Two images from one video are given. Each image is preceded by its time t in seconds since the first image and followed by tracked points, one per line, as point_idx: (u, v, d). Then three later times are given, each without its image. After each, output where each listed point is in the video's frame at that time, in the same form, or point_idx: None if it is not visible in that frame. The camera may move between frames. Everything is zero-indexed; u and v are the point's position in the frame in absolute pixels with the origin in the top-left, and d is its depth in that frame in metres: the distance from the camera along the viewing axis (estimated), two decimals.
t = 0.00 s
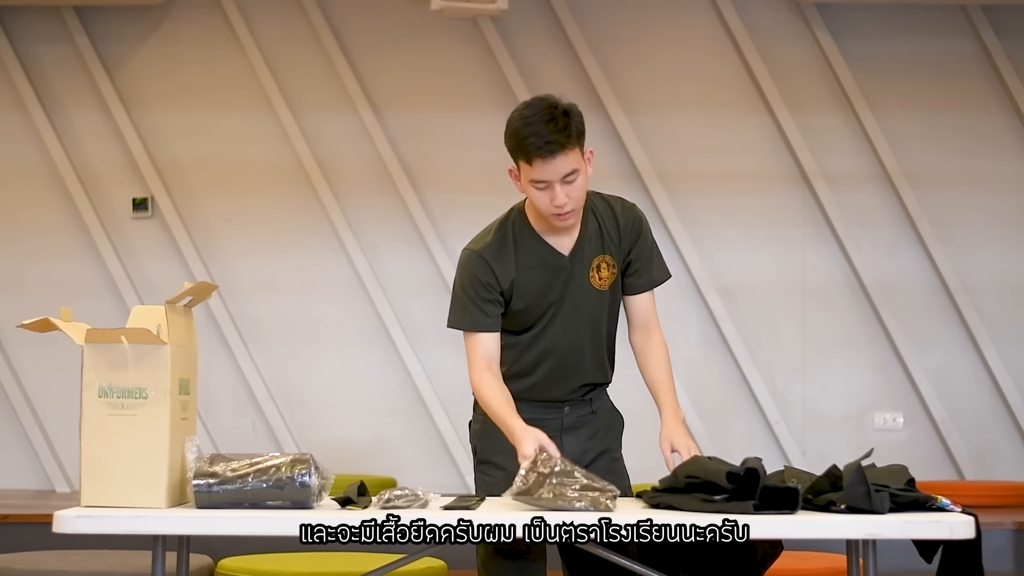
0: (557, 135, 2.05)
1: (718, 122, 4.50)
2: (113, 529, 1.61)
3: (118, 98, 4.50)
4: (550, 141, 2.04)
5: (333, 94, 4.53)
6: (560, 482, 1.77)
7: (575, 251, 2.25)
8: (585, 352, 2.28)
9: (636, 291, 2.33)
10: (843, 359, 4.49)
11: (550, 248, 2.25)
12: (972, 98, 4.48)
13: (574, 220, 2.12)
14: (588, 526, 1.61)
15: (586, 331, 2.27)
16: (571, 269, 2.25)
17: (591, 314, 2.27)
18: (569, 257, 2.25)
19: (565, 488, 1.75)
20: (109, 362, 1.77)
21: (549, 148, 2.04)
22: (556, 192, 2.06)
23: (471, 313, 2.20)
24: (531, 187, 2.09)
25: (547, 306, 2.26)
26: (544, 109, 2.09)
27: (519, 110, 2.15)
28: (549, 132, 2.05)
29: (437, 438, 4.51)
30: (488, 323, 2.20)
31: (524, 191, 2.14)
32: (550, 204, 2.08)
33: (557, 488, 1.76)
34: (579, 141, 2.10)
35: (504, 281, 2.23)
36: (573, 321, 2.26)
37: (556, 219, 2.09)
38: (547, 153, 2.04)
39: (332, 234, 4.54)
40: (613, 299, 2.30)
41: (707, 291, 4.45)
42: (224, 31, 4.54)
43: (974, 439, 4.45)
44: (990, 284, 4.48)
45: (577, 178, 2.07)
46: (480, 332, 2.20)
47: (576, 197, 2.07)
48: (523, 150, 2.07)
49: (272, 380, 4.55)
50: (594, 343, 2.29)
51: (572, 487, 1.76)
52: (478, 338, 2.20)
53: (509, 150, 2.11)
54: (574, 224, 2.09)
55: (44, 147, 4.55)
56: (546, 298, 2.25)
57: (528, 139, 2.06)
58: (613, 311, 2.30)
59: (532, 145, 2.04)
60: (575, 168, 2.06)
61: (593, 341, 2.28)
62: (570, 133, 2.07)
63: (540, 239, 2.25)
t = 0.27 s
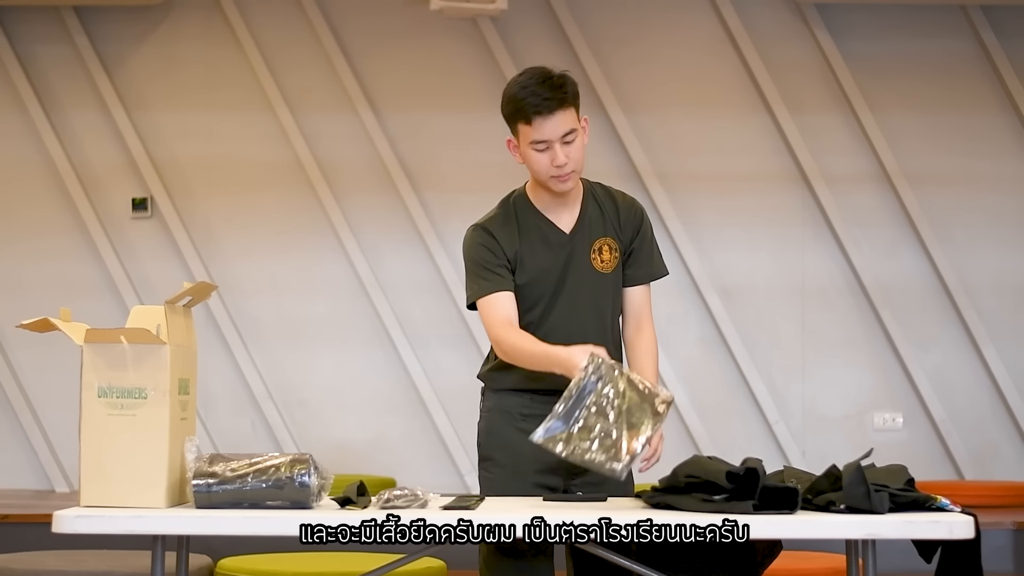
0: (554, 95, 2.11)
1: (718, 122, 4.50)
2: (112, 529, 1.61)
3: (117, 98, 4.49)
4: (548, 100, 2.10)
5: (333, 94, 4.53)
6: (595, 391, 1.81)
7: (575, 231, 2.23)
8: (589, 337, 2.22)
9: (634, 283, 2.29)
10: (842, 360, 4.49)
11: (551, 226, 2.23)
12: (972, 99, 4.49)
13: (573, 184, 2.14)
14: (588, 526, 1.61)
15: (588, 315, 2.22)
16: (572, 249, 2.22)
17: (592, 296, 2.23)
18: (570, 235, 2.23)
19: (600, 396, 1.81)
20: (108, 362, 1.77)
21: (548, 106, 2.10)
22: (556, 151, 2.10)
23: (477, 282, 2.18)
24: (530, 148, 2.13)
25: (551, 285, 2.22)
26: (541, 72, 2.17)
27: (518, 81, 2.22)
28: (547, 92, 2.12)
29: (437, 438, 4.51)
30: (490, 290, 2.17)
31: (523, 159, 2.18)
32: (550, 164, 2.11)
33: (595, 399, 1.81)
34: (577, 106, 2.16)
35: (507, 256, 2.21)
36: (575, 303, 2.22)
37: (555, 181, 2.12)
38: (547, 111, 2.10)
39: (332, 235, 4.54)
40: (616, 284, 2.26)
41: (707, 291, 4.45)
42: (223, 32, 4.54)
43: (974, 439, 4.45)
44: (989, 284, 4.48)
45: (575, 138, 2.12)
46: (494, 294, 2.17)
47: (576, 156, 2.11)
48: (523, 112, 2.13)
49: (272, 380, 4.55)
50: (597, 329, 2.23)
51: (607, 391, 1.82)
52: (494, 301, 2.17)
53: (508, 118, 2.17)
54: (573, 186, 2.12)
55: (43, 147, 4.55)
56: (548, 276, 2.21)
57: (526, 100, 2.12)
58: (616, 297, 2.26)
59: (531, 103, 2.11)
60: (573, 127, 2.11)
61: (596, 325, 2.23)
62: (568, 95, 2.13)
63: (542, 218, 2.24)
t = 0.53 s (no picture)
0: (600, 85, 2.15)
1: (718, 122, 4.50)
2: (112, 529, 1.61)
3: (117, 98, 4.49)
4: (594, 88, 2.14)
5: (333, 94, 4.53)
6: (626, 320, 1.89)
7: (588, 223, 2.24)
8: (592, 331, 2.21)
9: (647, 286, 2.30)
10: (842, 360, 4.49)
11: (565, 216, 2.25)
12: (971, 99, 4.49)
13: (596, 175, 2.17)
14: (588, 526, 1.61)
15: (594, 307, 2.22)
16: (583, 239, 2.24)
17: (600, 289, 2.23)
18: (582, 225, 2.25)
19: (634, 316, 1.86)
20: (108, 362, 1.77)
21: (594, 93, 2.14)
22: (589, 138, 2.13)
23: (476, 260, 2.20)
24: (564, 129, 2.14)
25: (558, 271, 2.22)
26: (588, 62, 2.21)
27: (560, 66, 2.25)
28: (593, 81, 2.15)
29: (437, 438, 4.51)
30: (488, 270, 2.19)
31: (553, 139, 2.20)
32: (580, 149, 2.14)
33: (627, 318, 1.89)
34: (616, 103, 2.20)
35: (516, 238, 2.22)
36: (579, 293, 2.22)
37: (581, 166, 2.15)
38: (591, 98, 2.13)
39: (332, 235, 4.54)
40: (625, 281, 2.26)
41: (707, 292, 4.45)
42: (223, 32, 4.54)
43: (974, 439, 4.45)
44: (989, 284, 4.48)
45: (609, 131, 2.15)
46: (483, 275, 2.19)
47: (607, 148, 2.15)
48: (566, 92, 2.15)
49: (272, 380, 4.55)
50: (601, 325, 2.22)
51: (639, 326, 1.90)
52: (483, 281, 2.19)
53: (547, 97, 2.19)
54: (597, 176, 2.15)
55: (43, 148, 4.55)
56: (557, 262, 2.22)
57: (572, 83, 2.15)
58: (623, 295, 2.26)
59: (576, 87, 2.14)
60: (611, 121, 2.15)
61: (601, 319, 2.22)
62: (611, 90, 2.17)
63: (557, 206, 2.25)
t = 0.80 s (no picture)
0: (626, 95, 2.14)
1: (718, 122, 4.50)
2: (113, 529, 1.61)
3: (117, 98, 4.49)
4: (618, 99, 2.13)
5: (333, 94, 4.53)
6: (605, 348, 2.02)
7: (601, 224, 2.26)
8: (599, 334, 2.22)
9: (653, 297, 2.33)
10: (842, 360, 4.49)
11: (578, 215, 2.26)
12: (971, 99, 4.49)
13: (610, 180, 2.20)
14: (588, 526, 1.61)
15: (604, 308, 2.23)
16: (596, 239, 2.25)
17: (610, 290, 2.24)
18: (595, 225, 2.26)
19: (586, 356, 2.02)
20: (108, 362, 1.77)
21: (619, 103, 2.13)
22: (607, 146, 2.14)
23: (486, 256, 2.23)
24: (584, 134, 2.15)
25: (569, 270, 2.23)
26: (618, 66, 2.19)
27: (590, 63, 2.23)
28: (619, 88, 2.14)
29: (437, 438, 4.51)
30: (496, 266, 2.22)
31: (572, 139, 2.20)
32: (596, 155, 2.15)
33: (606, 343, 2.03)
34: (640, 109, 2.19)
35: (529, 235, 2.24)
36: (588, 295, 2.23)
37: (595, 171, 2.17)
38: (615, 108, 2.12)
39: (332, 235, 4.54)
40: (636, 284, 2.27)
41: (707, 291, 4.45)
42: (223, 32, 4.54)
43: (974, 439, 4.45)
44: (989, 284, 4.48)
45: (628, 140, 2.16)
46: (496, 277, 2.22)
47: (623, 157, 2.16)
48: (590, 97, 2.14)
49: (272, 380, 4.55)
50: (609, 326, 2.23)
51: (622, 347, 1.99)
52: (493, 284, 2.23)
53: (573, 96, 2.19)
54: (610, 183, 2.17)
55: (43, 148, 4.55)
56: (568, 261, 2.23)
57: (599, 88, 2.14)
58: (634, 297, 2.27)
59: (601, 93, 2.13)
60: (631, 131, 2.15)
61: (609, 322, 2.23)
62: (637, 97, 2.16)
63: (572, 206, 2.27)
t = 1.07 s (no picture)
0: (636, 107, 2.14)
1: (718, 122, 4.50)
2: (113, 529, 1.61)
3: (118, 98, 4.49)
4: (628, 110, 2.14)
5: (333, 94, 4.53)
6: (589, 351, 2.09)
7: (609, 228, 2.26)
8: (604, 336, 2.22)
9: (664, 303, 2.33)
10: (842, 360, 4.49)
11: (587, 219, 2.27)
12: (971, 99, 4.49)
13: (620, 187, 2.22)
14: (588, 526, 1.61)
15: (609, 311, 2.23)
16: (602, 242, 2.25)
17: (615, 293, 2.24)
18: (603, 229, 2.26)
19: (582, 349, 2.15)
20: (109, 362, 1.77)
21: (628, 114, 2.14)
22: (615, 156, 2.16)
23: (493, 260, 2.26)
24: (593, 143, 2.17)
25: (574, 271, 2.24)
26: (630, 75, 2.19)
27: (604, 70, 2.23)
28: (629, 98, 2.15)
29: (437, 438, 4.51)
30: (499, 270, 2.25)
31: (583, 146, 2.22)
32: (605, 164, 2.17)
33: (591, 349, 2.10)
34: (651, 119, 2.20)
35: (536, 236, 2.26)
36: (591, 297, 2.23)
37: (604, 180, 2.19)
38: (624, 119, 2.14)
39: (332, 235, 4.55)
40: (644, 288, 2.27)
41: (707, 291, 4.45)
42: (223, 32, 4.54)
43: (974, 439, 4.45)
44: (989, 284, 4.48)
45: (637, 151, 2.17)
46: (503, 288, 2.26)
47: (632, 167, 2.18)
48: (601, 106, 2.15)
49: (272, 380, 4.55)
50: (615, 329, 2.23)
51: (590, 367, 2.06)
52: (498, 290, 2.27)
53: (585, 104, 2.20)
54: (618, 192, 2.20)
55: (43, 148, 4.55)
56: (574, 263, 2.24)
57: (610, 99, 2.15)
58: (641, 301, 2.26)
59: (611, 104, 2.14)
60: (640, 141, 2.16)
61: (615, 324, 2.23)
62: (647, 108, 2.17)
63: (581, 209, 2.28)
